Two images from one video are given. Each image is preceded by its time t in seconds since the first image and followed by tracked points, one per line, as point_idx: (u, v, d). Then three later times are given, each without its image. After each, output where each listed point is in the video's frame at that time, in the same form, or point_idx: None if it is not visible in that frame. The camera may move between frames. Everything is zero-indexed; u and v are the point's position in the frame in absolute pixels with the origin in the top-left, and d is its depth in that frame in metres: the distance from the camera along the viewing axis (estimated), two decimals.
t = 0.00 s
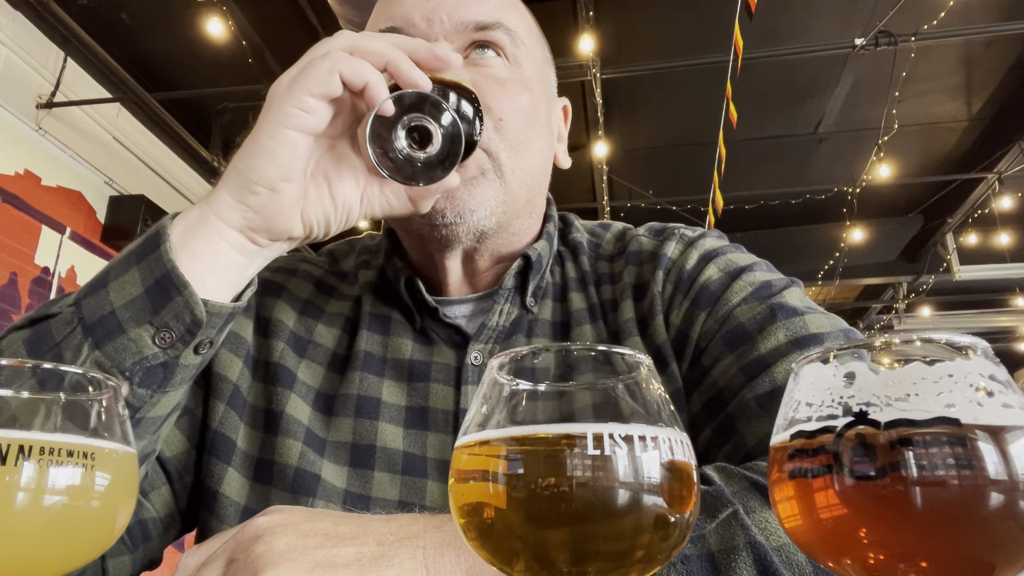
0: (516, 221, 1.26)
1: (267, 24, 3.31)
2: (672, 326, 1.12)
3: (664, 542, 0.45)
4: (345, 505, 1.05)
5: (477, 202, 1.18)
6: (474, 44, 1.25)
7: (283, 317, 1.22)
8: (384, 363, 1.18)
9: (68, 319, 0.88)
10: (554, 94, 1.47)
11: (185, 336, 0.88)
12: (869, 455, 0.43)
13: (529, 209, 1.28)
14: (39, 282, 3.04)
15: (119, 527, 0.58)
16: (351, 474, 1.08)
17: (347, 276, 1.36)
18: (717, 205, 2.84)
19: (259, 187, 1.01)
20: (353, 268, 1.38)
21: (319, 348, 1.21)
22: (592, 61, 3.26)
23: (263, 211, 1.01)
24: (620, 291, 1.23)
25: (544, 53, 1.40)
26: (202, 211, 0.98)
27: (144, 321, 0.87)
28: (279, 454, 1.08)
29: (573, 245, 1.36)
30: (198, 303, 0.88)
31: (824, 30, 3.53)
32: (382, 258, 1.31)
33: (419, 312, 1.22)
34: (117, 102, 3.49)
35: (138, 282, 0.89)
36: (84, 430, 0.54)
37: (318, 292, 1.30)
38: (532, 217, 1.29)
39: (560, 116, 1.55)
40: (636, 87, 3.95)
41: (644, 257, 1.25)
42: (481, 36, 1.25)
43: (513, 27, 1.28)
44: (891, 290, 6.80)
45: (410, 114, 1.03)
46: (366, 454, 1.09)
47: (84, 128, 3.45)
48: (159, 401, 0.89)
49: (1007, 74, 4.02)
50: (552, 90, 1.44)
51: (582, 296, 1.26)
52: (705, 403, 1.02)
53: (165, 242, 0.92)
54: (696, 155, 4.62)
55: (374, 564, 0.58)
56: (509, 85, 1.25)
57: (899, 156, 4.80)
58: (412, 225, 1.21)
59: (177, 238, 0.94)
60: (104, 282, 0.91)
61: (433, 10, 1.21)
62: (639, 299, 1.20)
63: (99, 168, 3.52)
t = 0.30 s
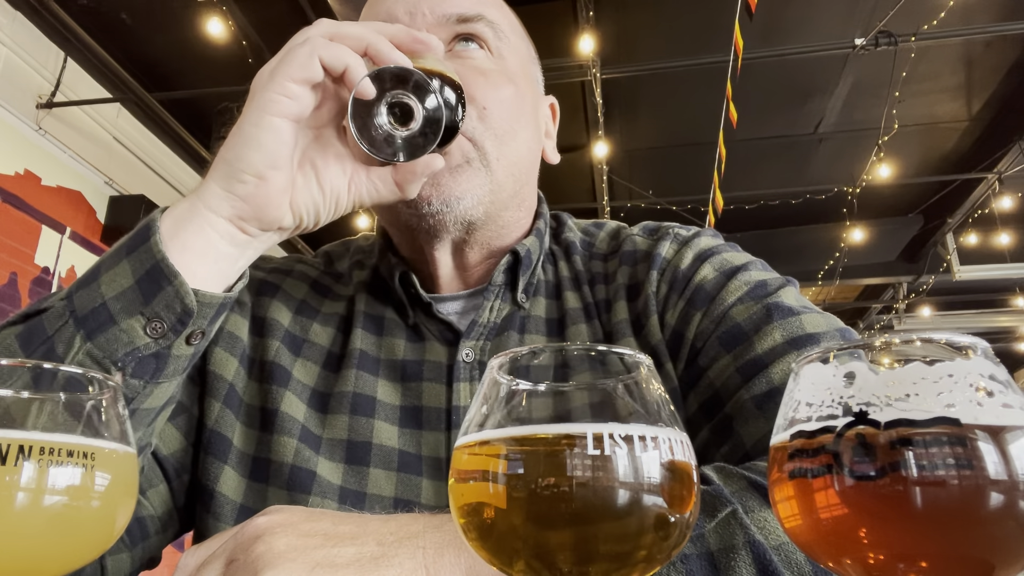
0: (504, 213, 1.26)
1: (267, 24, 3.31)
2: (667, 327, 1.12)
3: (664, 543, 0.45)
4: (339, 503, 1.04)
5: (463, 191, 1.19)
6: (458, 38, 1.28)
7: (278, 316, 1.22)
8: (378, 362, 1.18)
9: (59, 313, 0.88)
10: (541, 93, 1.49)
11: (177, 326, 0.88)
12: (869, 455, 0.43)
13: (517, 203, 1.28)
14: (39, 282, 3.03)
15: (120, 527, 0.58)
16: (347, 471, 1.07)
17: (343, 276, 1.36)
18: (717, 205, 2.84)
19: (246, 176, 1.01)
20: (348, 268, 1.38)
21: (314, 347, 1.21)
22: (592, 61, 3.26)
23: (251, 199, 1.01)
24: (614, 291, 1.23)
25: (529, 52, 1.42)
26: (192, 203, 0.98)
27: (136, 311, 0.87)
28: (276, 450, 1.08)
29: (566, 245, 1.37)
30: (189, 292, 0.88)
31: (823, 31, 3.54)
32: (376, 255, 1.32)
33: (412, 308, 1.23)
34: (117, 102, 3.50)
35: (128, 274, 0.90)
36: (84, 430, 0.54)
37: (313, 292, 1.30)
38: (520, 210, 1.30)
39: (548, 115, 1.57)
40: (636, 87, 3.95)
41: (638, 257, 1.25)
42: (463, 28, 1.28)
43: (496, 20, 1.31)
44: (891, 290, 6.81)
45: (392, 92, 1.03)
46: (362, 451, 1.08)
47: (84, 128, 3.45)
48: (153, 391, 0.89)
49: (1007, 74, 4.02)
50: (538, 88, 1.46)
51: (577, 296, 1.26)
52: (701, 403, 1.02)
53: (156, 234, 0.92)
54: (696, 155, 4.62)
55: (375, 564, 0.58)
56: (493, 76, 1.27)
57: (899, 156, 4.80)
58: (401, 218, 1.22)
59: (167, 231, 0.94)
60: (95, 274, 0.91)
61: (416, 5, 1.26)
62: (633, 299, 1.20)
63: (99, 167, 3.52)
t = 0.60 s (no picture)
0: (501, 210, 1.26)
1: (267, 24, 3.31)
2: (666, 326, 1.11)
3: (663, 542, 0.45)
4: (339, 503, 1.04)
5: (457, 188, 1.19)
6: (453, 35, 1.28)
7: (276, 315, 1.22)
8: (376, 361, 1.18)
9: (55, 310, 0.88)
10: (536, 91, 1.49)
11: (173, 322, 0.88)
12: (869, 455, 0.43)
13: (512, 200, 1.28)
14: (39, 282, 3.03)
15: (120, 526, 0.58)
16: (345, 469, 1.07)
17: (341, 276, 1.36)
18: (716, 205, 2.84)
19: (240, 171, 1.01)
20: (346, 268, 1.38)
21: (312, 346, 1.21)
22: (592, 61, 3.26)
23: (246, 195, 1.01)
24: (613, 290, 1.23)
25: (524, 50, 1.42)
26: (186, 199, 0.98)
27: (132, 308, 0.87)
28: (274, 449, 1.08)
29: (564, 244, 1.37)
30: (186, 288, 0.88)
31: (823, 31, 3.54)
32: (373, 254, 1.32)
33: (409, 306, 1.23)
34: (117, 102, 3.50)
35: (125, 270, 0.89)
36: (84, 430, 0.54)
37: (312, 292, 1.30)
38: (516, 208, 1.30)
39: (544, 113, 1.57)
40: (636, 88, 3.96)
41: (637, 257, 1.25)
42: (457, 26, 1.28)
43: (491, 18, 1.32)
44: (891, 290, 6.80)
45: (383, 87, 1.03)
46: (360, 450, 1.08)
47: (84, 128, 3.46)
48: (150, 388, 0.89)
49: (1007, 74, 4.02)
50: (533, 86, 1.46)
51: (576, 295, 1.26)
52: (700, 403, 1.02)
53: (151, 230, 0.92)
54: (696, 155, 4.62)
55: (374, 564, 0.58)
56: (488, 73, 1.27)
57: (899, 157, 4.80)
58: (395, 217, 1.22)
59: (162, 227, 0.94)
60: (91, 272, 0.91)
61: (410, 4, 1.27)
62: (632, 298, 1.20)
63: (100, 167, 3.52)
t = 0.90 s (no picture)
0: (502, 208, 1.27)
1: (267, 24, 3.31)
2: (667, 326, 1.11)
3: (664, 543, 0.45)
4: (339, 503, 1.04)
5: (459, 185, 1.19)
6: (455, 35, 1.28)
7: (277, 315, 1.22)
8: (377, 360, 1.18)
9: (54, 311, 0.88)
10: (538, 90, 1.49)
11: (172, 324, 0.88)
12: (869, 455, 0.43)
13: (514, 198, 1.29)
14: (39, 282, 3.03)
15: (120, 527, 0.58)
16: (346, 469, 1.07)
17: (341, 276, 1.36)
18: (717, 205, 2.84)
19: (240, 173, 1.01)
20: (346, 268, 1.38)
21: (313, 346, 1.21)
22: (592, 61, 3.26)
23: (245, 197, 1.01)
24: (614, 290, 1.23)
25: (526, 50, 1.42)
26: (186, 200, 0.98)
27: (131, 310, 0.87)
28: (275, 448, 1.08)
29: (565, 243, 1.37)
30: (185, 290, 0.88)
31: (823, 31, 3.53)
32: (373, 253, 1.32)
33: (410, 305, 1.23)
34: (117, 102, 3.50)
35: (123, 272, 0.90)
36: (83, 430, 0.54)
37: (312, 292, 1.30)
38: (517, 206, 1.30)
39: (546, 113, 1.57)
40: (636, 88, 3.96)
41: (637, 256, 1.25)
42: (460, 26, 1.28)
43: (492, 17, 1.31)
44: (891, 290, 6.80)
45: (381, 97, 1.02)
46: (361, 450, 1.08)
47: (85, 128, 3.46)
48: (150, 390, 0.89)
49: (1007, 74, 4.02)
50: (535, 86, 1.46)
51: (576, 295, 1.26)
52: (700, 404, 1.02)
53: (150, 231, 0.92)
54: (696, 155, 4.62)
55: (375, 564, 0.58)
56: (490, 72, 1.27)
57: (899, 156, 4.80)
58: (397, 213, 1.22)
59: (161, 228, 0.94)
60: (90, 273, 0.91)
61: (412, 4, 1.27)
62: (632, 298, 1.20)
63: (99, 168, 3.52)
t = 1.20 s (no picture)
0: (507, 215, 1.27)
1: (267, 24, 3.31)
2: (669, 326, 1.11)
3: (664, 543, 0.45)
4: (341, 504, 1.04)
5: (464, 194, 1.19)
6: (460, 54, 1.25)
7: (281, 317, 1.22)
8: (380, 361, 1.18)
9: (47, 320, 0.90)
10: (546, 94, 1.49)
11: (164, 336, 0.88)
12: (869, 455, 0.43)
13: (518, 205, 1.29)
14: (39, 282, 3.02)
15: (120, 526, 0.58)
16: (348, 471, 1.07)
17: (344, 276, 1.36)
18: (717, 205, 2.84)
19: (233, 185, 0.99)
20: (350, 267, 1.38)
21: (316, 347, 1.21)
22: (592, 61, 3.26)
23: (240, 209, 1.00)
24: (617, 290, 1.23)
25: (535, 53, 1.42)
26: (180, 210, 0.98)
27: (122, 322, 0.88)
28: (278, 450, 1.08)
29: (569, 244, 1.37)
30: (177, 302, 0.88)
31: (823, 30, 3.53)
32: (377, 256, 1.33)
33: (413, 309, 1.23)
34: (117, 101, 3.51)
35: (114, 282, 0.90)
36: (83, 431, 0.54)
37: (315, 293, 1.30)
38: (522, 213, 1.31)
39: (554, 116, 1.57)
40: (635, 88, 3.96)
41: (640, 257, 1.25)
42: (466, 45, 1.24)
43: (500, 34, 1.27)
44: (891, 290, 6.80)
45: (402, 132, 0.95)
46: (363, 452, 1.08)
47: (85, 128, 3.46)
48: (143, 404, 0.90)
49: (1007, 74, 4.01)
50: (544, 89, 1.46)
51: (579, 296, 1.26)
52: (702, 404, 1.02)
53: (141, 241, 0.92)
54: (696, 155, 4.63)
55: (375, 563, 0.58)
56: (500, 88, 1.24)
57: (898, 156, 4.80)
58: (400, 218, 1.22)
59: (154, 239, 0.94)
60: (82, 281, 0.91)
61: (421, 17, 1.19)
62: (635, 299, 1.20)
63: (100, 168, 3.52)
